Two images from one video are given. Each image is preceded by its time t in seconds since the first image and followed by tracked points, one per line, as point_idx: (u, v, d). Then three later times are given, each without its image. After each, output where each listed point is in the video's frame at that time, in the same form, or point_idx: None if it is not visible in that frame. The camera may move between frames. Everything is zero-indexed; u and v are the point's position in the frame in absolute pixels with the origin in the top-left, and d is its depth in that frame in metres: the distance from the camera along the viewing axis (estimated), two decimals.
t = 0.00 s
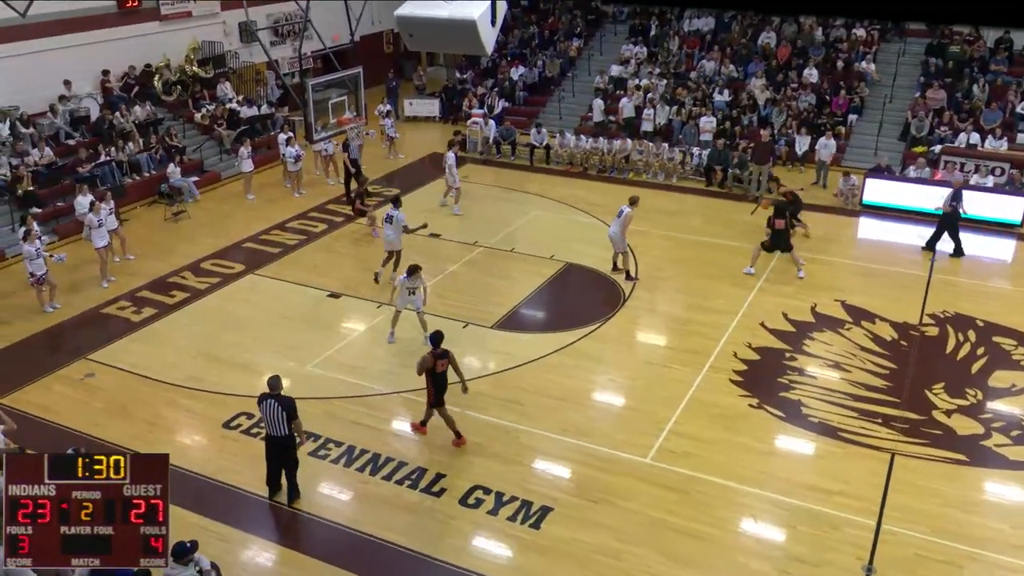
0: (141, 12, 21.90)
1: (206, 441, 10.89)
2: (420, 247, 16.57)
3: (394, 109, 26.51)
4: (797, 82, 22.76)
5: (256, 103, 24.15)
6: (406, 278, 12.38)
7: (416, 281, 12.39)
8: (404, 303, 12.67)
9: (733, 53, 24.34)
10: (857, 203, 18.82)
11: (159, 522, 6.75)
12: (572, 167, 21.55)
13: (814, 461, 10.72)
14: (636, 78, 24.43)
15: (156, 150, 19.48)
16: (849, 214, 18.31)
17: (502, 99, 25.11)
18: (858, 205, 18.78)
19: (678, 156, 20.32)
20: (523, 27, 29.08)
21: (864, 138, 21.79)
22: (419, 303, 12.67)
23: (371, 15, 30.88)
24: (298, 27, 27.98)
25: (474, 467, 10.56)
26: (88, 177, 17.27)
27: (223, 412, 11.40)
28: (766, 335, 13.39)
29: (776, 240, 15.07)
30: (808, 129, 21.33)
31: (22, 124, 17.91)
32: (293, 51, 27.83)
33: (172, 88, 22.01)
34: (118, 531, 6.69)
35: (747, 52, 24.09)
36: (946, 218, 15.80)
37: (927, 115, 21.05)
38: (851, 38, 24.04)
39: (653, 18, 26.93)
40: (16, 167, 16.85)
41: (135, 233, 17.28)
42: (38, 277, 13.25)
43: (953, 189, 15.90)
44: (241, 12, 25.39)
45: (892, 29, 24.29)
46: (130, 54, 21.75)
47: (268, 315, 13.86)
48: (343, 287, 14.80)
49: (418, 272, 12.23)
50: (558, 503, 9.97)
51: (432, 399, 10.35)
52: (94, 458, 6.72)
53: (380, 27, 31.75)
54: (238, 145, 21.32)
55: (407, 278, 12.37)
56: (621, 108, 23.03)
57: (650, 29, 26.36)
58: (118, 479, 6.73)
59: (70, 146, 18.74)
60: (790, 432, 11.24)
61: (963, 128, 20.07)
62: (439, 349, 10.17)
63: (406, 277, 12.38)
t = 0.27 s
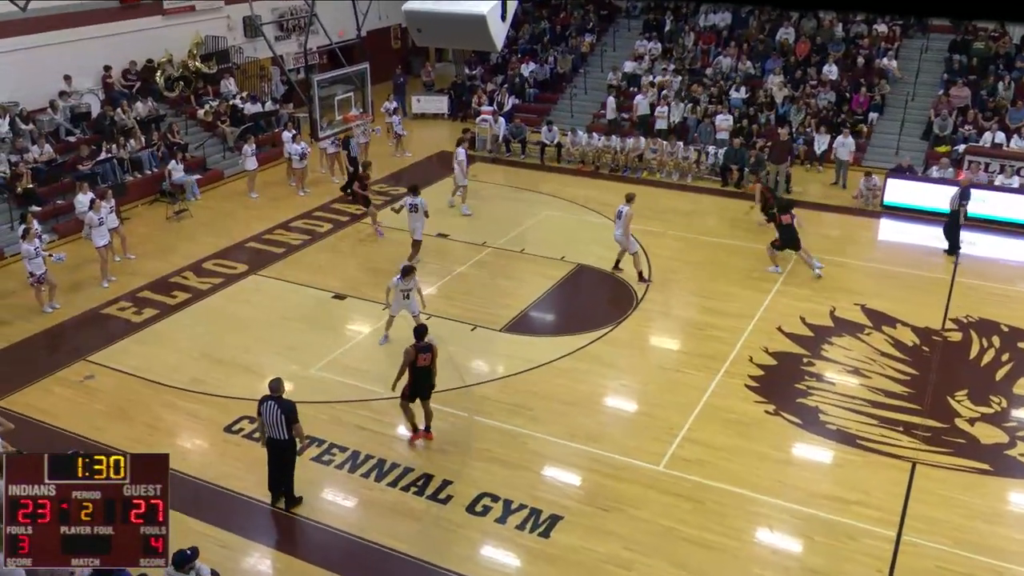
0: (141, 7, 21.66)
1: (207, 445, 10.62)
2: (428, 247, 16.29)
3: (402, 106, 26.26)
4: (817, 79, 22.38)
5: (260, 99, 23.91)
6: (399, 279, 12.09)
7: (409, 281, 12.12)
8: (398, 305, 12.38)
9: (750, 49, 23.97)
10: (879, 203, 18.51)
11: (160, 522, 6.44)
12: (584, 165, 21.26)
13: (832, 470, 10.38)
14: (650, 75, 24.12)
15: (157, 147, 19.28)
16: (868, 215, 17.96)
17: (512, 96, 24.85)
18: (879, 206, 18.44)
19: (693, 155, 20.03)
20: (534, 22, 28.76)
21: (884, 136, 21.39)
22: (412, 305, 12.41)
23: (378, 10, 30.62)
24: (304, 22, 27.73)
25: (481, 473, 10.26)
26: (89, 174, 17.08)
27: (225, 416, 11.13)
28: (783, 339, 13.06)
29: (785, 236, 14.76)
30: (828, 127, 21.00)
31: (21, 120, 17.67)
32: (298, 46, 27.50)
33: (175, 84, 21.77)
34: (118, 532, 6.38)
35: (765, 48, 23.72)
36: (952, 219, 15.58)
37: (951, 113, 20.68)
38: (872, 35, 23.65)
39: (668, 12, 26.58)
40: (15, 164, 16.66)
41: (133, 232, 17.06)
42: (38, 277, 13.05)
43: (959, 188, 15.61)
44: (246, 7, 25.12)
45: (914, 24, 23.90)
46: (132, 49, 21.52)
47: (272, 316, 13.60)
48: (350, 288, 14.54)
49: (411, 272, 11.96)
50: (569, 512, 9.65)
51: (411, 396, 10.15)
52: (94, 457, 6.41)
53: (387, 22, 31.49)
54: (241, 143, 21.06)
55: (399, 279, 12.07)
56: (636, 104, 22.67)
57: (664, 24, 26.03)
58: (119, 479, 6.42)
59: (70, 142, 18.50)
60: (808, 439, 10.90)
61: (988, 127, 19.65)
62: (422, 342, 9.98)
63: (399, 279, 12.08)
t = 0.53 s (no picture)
0: None
1: (204, 450, 10.36)
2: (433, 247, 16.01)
3: (404, 102, 25.98)
4: (831, 75, 22.03)
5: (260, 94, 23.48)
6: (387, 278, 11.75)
7: (398, 281, 11.80)
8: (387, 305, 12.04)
9: (762, 44, 23.62)
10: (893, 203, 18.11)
11: (159, 522, 6.58)
12: (591, 163, 20.98)
13: (846, 477, 10.08)
14: (659, 70, 23.80)
15: (153, 144, 19.05)
16: (883, 215, 17.66)
17: (517, 92, 24.60)
18: (895, 206, 18.05)
19: (703, 153, 19.75)
20: (540, 15, 28.43)
21: (901, 133, 21.06)
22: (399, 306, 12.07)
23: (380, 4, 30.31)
24: (304, 16, 27.27)
25: (485, 479, 9.98)
26: (84, 172, 16.87)
27: (222, 420, 10.87)
28: (795, 343, 12.75)
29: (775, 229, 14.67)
30: (842, 124, 20.62)
31: (15, 116, 17.42)
32: (298, 41, 27.01)
33: (172, 80, 21.68)
34: (118, 532, 6.53)
35: (777, 43, 23.38)
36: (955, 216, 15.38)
37: (969, 109, 20.37)
38: (888, 29, 23.31)
39: (677, 7, 26.23)
40: (8, 161, 16.45)
41: (131, 230, 16.83)
42: (32, 277, 12.84)
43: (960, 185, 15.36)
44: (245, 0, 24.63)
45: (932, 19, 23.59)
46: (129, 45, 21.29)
47: (272, 318, 13.33)
48: (351, 289, 14.27)
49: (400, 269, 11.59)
50: (575, 519, 9.37)
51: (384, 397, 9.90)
52: (95, 458, 6.57)
53: (389, 17, 31.18)
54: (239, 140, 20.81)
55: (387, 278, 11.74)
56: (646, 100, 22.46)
57: (674, 18, 25.69)
58: (119, 479, 6.57)
59: (64, 139, 18.27)
60: (821, 445, 10.59)
61: (1007, 124, 19.29)
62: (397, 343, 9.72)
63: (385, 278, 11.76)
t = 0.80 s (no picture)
0: None
1: (197, 454, 10.10)
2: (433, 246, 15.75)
3: (404, 97, 25.71)
4: (841, 70, 21.76)
5: (254, 89, 23.28)
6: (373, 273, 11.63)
7: (383, 273, 11.74)
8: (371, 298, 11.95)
9: (770, 38, 23.34)
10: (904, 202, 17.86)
11: (159, 522, 6.67)
12: (594, 160, 20.76)
13: (856, 482, 9.80)
14: (665, 65, 23.53)
15: (146, 141, 18.81)
16: (894, 213, 17.41)
17: (518, 87, 24.39)
18: (907, 204, 17.81)
19: (710, 149, 19.49)
20: (543, 9, 28.15)
21: (913, 130, 20.84)
22: (384, 299, 12.02)
23: None
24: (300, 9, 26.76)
25: (485, 485, 9.71)
26: (75, 169, 16.64)
27: (216, 424, 10.61)
28: (804, 344, 12.49)
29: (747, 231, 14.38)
30: (853, 120, 20.44)
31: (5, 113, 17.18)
32: (294, 35, 26.51)
33: (165, 75, 21.56)
34: (117, 532, 6.61)
35: (785, 37, 23.11)
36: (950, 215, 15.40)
37: (983, 105, 20.13)
38: (900, 23, 23.04)
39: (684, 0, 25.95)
40: None
41: (122, 229, 16.58)
42: (21, 276, 12.60)
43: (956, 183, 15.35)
44: None
45: (945, 13, 23.35)
46: (122, 40, 21.04)
47: (268, 319, 13.08)
48: (347, 289, 14.01)
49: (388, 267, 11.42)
50: (577, 525, 9.10)
51: (367, 390, 9.78)
52: (95, 458, 6.62)
53: (388, 11, 30.88)
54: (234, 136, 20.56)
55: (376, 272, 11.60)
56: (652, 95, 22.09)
57: (680, 12, 25.41)
58: (118, 480, 6.64)
59: (55, 135, 18.02)
60: (831, 450, 10.32)
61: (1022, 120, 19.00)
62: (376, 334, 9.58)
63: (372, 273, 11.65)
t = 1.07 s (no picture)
0: None
1: (189, 458, 9.85)
2: (434, 246, 15.51)
3: (403, 93, 25.44)
4: (850, 64, 21.50)
5: (248, 84, 23.01)
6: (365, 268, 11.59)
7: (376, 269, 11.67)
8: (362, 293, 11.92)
9: (778, 33, 23.10)
10: (916, 199, 17.62)
11: (159, 522, 6.47)
12: (597, 157, 20.53)
13: (867, 488, 9.54)
14: (670, 60, 23.29)
15: (138, 137, 18.41)
16: (906, 212, 17.17)
17: (520, 82, 24.16)
18: (918, 203, 17.57)
19: (716, 146, 19.25)
20: (545, 3, 27.89)
21: (926, 126, 20.62)
22: (376, 295, 12.01)
23: None
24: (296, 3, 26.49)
25: (486, 490, 9.45)
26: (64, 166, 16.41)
27: (209, 427, 10.36)
28: (812, 346, 12.24)
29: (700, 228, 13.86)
30: (862, 116, 20.25)
31: None
32: (290, 28, 26.12)
33: (158, 70, 21.30)
34: (118, 532, 6.41)
35: (794, 31, 22.87)
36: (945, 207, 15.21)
37: (996, 101, 19.85)
38: (911, 16, 22.80)
39: None
40: None
41: (114, 227, 16.33)
42: (11, 275, 12.39)
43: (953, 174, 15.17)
44: None
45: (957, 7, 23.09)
46: (112, 35, 20.78)
47: (263, 320, 12.84)
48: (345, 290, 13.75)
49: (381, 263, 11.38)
50: (580, 531, 8.85)
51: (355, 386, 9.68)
52: (94, 458, 6.41)
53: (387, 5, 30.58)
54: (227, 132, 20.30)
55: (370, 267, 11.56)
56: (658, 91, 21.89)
57: (685, 6, 25.17)
58: (119, 480, 6.43)
59: (44, 131, 17.79)
60: (841, 455, 10.06)
61: None
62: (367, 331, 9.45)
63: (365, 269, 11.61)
